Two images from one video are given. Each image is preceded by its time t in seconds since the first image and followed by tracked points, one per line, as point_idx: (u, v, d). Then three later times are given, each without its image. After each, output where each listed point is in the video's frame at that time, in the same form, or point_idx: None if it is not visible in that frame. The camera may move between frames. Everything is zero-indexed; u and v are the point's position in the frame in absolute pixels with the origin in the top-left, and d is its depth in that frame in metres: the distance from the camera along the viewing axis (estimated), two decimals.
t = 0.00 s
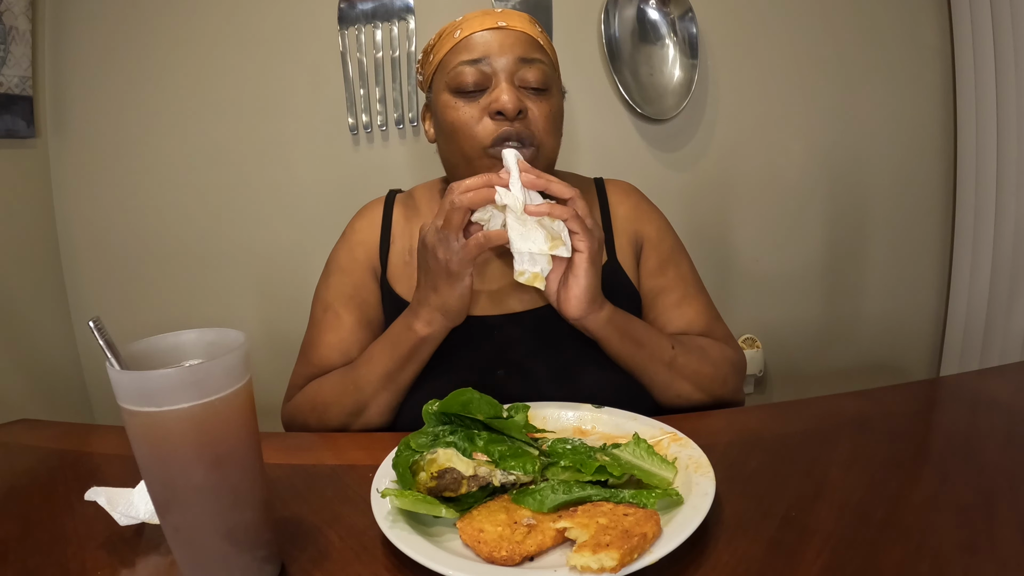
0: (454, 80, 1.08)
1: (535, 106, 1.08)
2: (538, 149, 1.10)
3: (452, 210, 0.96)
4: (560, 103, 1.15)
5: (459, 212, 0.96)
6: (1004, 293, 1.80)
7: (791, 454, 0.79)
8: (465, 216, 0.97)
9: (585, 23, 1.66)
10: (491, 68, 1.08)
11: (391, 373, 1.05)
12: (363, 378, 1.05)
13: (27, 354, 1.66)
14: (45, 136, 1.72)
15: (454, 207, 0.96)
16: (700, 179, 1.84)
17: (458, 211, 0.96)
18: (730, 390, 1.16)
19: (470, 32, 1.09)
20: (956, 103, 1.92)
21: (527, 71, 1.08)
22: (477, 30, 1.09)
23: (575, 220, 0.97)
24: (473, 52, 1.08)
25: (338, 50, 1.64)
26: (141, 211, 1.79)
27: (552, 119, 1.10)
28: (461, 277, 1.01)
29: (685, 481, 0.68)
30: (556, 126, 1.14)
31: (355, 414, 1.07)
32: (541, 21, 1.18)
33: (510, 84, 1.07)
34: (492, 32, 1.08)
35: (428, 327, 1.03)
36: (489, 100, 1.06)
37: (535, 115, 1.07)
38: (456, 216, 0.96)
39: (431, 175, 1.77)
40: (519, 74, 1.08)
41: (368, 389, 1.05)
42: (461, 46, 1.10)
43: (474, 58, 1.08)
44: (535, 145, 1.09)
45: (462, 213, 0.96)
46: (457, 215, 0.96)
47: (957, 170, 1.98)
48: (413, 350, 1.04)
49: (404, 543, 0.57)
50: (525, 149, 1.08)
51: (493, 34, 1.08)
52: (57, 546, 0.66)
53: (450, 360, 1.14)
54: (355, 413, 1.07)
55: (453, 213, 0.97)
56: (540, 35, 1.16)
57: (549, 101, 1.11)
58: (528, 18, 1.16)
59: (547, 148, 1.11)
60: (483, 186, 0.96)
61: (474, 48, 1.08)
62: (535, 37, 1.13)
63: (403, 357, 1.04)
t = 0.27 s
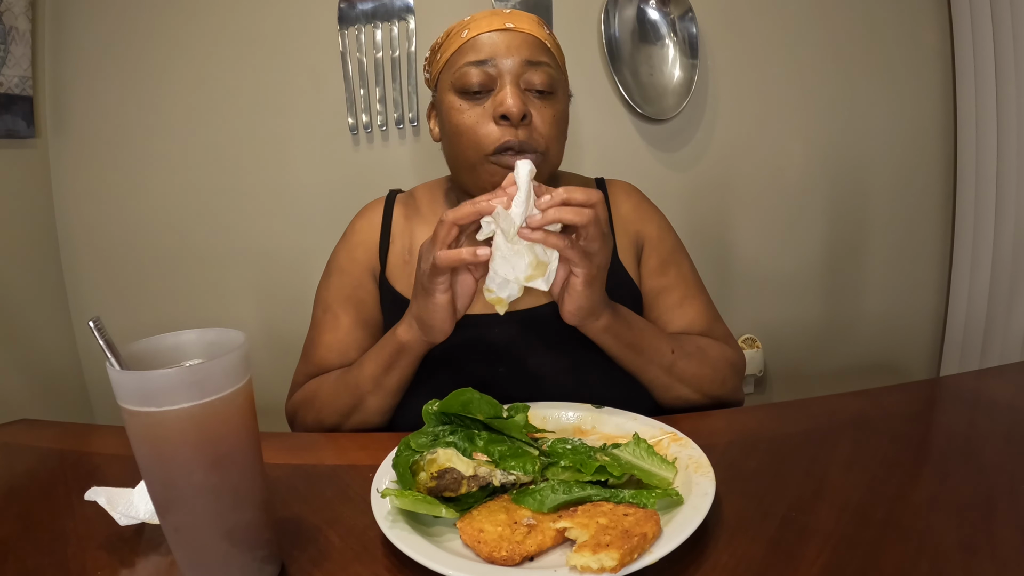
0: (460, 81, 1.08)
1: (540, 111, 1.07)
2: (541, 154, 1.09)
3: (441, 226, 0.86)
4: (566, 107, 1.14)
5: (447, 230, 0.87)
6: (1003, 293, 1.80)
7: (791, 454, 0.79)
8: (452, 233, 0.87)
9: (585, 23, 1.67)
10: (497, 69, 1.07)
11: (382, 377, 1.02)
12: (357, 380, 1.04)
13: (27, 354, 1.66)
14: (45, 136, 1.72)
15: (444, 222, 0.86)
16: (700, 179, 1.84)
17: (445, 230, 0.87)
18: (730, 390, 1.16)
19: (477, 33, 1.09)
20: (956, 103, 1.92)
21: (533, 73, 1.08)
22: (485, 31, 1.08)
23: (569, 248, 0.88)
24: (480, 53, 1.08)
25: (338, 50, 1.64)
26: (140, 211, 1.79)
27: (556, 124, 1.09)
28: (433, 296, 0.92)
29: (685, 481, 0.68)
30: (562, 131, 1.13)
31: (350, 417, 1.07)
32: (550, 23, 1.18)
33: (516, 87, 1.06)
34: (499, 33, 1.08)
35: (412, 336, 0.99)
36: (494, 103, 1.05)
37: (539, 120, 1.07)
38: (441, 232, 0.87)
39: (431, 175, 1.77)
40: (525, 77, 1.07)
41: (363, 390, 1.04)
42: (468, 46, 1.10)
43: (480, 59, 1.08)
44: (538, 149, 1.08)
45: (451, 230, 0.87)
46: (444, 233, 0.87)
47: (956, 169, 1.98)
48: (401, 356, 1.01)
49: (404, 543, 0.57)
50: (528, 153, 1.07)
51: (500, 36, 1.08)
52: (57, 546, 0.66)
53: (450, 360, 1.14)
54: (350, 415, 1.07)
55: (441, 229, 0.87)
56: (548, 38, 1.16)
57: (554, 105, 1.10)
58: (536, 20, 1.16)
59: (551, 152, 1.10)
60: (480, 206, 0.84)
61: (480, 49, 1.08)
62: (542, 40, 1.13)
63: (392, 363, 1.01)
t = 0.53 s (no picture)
0: (462, 82, 1.08)
1: (540, 115, 1.07)
2: (538, 159, 1.09)
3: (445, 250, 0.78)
4: (568, 111, 1.14)
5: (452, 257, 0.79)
6: (1004, 293, 1.80)
7: (791, 454, 0.79)
8: (453, 259, 0.79)
9: (585, 23, 1.67)
10: (500, 71, 1.07)
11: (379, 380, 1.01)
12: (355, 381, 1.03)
13: (27, 354, 1.66)
14: (45, 136, 1.72)
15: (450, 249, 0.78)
16: (700, 179, 1.84)
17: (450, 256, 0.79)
18: (730, 393, 1.16)
19: (482, 34, 1.09)
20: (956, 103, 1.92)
21: (536, 77, 1.08)
22: (490, 32, 1.08)
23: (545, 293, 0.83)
24: (484, 55, 1.08)
25: (338, 50, 1.64)
26: (140, 211, 1.79)
27: (556, 129, 1.09)
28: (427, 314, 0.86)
29: (685, 481, 0.68)
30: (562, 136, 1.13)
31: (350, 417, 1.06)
32: (558, 26, 1.17)
33: (517, 90, 1.06)
34: (504, 35, 1.08)
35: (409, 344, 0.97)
36: (494, 106, 1.05)
37: (539, 124, 1.07)
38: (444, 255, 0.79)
39: (431, 175, 1.77)
40: (527, 80, 1.07)
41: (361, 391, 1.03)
42: (472, 47, 1.10)
43: (483, 61, 1.08)
44: (537, 154, 1.08)
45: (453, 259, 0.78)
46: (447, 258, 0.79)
47: (956, 169, 1.98)
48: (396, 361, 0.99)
49: (404, 543, 0.57)
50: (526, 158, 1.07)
51: (504, 38, 1.08)
52: (57, 546, 0.66)
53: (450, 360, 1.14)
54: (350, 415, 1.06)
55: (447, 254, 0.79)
56: (554, 40, 1.15)
57: (556, 109, 1.10)
58: (543, 22, 1.15)
59: (550, 157, 1.10)
60: (481, 247, 0.73)
61: (484, 51, 1.08)
62: (548, 43, 1.12)
63: (388, 367, 0.99)
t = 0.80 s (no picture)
0: (466, 81, 1.08)
1: (543, 116, 1.07)
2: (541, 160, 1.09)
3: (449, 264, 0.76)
4: (572, 112, 1.14)
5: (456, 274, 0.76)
6: (1004, 293, 1.80)
7: (791, 454, 0.79)
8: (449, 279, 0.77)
9: (585, 23, 1.67)
10: (504, 71, 1.07)
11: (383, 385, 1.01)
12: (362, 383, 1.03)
13: (27, 354, 1.66)
14: (45, 136, 1.72)
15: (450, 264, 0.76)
16: (700, 179, 1.84)
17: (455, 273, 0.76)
18: (732, 393, 1.15)
19: (487, 34, 1.09)
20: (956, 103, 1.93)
21: (540, 78, 1.08)
22: (496, 32, 1.08)
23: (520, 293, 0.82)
24: (488, 54, 1.08)
25: (338, 50, 1.64)
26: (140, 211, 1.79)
27: (560, 130, 1.09)
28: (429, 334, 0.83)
29: (685, 481, 0.68)
30: (565, 137, 1.13)
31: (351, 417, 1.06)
32: (564, 27, 1.17)
33: (521, 90, 1.06)
34: (508, 35, 1.08)
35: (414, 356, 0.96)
36: (498, 106, 1.05)
37: (542, 125, 1.07)
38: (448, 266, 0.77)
39: (431, 175, 1.77)
40: (532, 81, 1.07)
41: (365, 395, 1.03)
42: (477, 47, 1.10)
43: (487, 60, 1.08)
44: (539, 155, 1.08)
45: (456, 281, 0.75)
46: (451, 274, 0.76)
47: (956, 169, 1.98)
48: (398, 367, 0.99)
49: (404, 543, 0.58)
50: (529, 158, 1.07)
51: (509, 38, 1.08)
52: (57, 546, 0.66)
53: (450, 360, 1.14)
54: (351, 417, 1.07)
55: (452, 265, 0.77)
56: (559, 40, 1.15)
57: (559, 110, 1.10)
58: (548, 22, 1.15)
59: (553, 158, 1.11)
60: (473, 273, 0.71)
61: (488, 50, 1.08)
62: (552, 43, 1.12)
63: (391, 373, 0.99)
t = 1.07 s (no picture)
0: (474, 85, 1.08)
1: (550, 121, 1.07)
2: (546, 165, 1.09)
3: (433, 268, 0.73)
4: (579, 117, 1.13)
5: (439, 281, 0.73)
6: (1004, 293, 1.80)
7: (791, 454, 0.79)
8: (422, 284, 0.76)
9: (585, 23, 1.67)
10: (512, 76, 1.07)
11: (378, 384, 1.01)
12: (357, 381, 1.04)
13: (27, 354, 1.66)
14: (45, 136, 1.72)
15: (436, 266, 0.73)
16: (700, 179, 1.84)
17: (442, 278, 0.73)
18: (735, 392, 1.15)
19: (496, 37, 1.09)
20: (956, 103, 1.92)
21: (548, 83, 1.07)
22: (505, 36, 1.08)
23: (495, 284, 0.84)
24: (497, 58, 1.08)
25: (338, 50, 1.64)
26: (140, 211, 1.79)
27: (566, 135, 1.09)
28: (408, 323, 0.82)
29: (685, 481, 0.68)
30: (572, 142, 1.12)
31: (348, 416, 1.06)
32: (573, 31, 1.17)
33: (529, 95, 1.06)
34: (517, 39, 1.08)
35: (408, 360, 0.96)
36: (505, 110, 1.05)
37: (548, 130, 1.06)
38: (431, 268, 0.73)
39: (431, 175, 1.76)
40: (539, 86, 1.07)
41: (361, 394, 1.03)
42: (485, 50, 1.10)
43: (495, 64, 1.08)
44: (544, 160, 1.08)
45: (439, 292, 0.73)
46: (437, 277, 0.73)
47: (956, 169, 1.99)
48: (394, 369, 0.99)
49: (404, 543, 0.57)
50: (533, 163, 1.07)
51: (518, 42, 1.08)
52: (57, 546, 0.66)
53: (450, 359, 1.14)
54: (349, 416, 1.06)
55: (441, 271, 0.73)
56: (568, 45, 1.14)
57: (566, 116, 1.09)
58: (558, 26, 1.15)
59: (557, 163, 1.10)
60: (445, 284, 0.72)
61: (496, 54, 1.08)
62: (561, 48, 1.12)
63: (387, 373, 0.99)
